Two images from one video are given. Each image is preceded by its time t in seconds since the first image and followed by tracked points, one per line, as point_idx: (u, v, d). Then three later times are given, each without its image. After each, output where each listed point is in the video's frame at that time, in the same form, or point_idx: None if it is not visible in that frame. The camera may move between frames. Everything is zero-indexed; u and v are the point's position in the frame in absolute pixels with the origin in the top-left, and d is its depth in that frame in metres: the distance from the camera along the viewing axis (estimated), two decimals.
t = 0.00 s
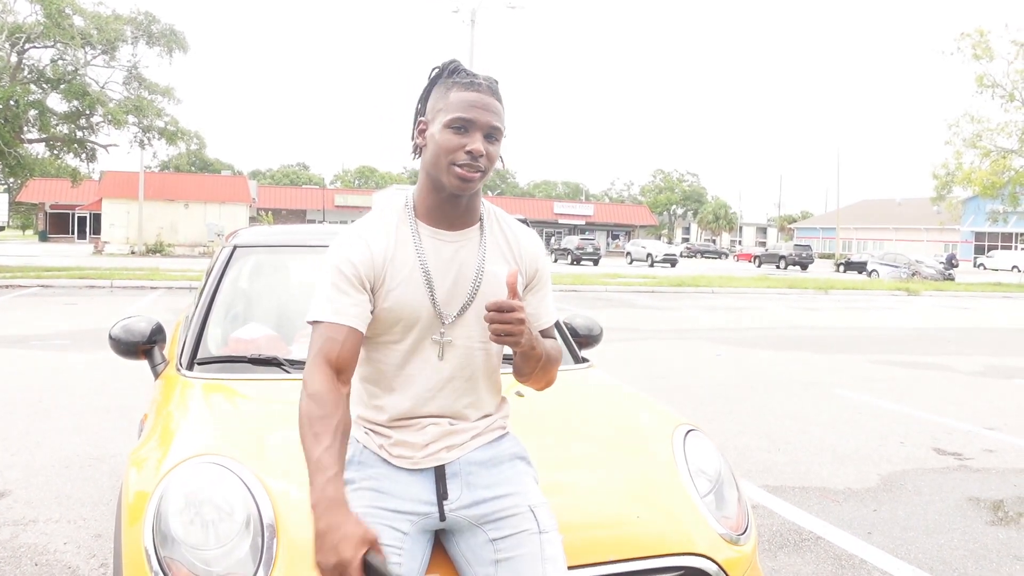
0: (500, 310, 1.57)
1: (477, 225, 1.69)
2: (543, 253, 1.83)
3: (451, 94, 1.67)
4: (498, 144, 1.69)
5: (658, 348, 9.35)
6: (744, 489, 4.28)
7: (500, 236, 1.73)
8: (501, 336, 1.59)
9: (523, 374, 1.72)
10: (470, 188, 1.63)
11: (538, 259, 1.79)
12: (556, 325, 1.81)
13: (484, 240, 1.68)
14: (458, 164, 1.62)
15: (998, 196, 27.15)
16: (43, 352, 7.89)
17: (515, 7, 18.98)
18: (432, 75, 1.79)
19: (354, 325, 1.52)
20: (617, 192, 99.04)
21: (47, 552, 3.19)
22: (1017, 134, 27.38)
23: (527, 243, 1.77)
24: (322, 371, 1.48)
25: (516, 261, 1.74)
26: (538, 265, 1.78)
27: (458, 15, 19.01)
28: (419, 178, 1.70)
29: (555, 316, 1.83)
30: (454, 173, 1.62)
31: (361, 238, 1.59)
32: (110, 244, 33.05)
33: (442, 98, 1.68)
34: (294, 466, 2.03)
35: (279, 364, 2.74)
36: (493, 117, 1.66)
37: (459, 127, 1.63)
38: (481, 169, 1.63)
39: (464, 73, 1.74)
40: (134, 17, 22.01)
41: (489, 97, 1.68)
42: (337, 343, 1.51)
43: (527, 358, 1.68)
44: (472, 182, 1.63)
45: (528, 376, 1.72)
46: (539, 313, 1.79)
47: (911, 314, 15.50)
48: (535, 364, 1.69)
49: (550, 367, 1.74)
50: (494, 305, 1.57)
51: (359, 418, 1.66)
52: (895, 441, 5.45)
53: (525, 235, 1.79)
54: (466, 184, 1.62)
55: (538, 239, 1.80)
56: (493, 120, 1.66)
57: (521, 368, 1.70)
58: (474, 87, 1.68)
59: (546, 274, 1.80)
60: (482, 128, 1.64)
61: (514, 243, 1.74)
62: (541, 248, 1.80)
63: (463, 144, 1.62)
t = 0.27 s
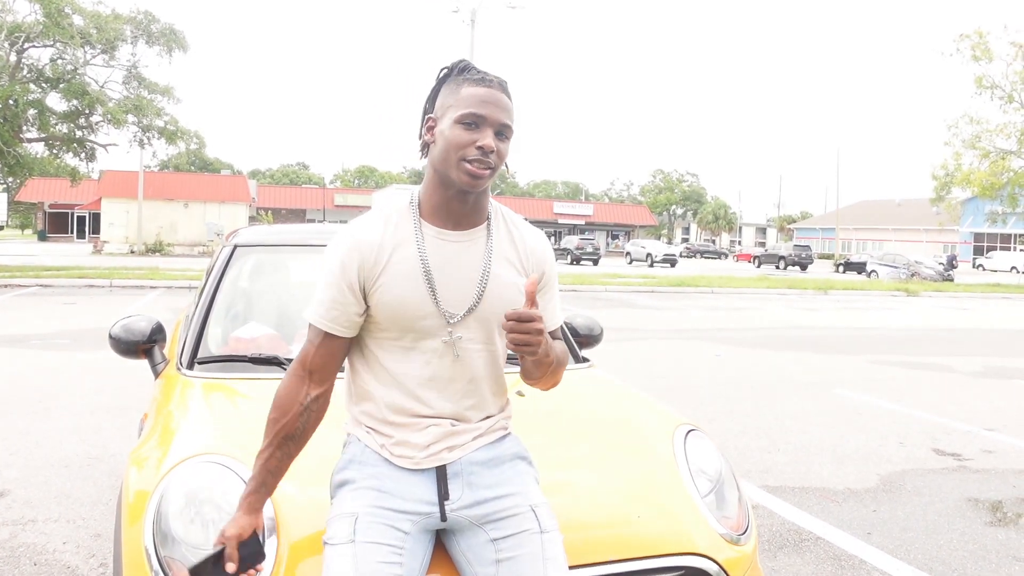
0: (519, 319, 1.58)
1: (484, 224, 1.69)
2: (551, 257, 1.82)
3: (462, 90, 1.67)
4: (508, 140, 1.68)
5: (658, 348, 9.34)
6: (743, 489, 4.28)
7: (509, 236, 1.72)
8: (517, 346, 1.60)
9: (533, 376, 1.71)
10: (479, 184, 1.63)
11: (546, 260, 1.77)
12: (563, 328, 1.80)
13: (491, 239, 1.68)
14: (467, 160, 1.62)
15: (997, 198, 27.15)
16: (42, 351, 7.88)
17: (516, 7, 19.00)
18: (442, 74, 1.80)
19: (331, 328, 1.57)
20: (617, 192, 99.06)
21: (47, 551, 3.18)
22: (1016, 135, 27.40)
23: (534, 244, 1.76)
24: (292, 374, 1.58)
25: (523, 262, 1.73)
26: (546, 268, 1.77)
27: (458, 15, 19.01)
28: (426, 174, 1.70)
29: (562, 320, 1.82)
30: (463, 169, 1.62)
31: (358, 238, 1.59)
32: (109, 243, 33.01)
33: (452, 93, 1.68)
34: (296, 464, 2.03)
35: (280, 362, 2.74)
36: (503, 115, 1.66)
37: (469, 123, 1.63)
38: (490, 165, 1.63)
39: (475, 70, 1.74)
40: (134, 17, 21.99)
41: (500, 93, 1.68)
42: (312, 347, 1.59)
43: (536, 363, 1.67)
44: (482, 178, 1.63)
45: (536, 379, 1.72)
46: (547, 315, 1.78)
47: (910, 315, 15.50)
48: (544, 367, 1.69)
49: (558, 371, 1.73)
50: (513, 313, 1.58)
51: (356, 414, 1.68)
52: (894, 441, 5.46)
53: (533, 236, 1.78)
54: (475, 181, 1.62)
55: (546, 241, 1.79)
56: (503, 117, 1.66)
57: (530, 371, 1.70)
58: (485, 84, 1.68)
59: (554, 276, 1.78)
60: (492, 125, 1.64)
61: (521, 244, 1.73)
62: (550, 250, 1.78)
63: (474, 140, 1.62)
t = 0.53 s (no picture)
0: (496, 302, 1.55)
1: (478, 222, 1.69)
2: (550, 255, 1.81)
3: (455, 86, 1.67)
4: (501, 136, 1.68)
5: (660, 347, 9.33)
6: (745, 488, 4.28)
7: (503, 234, 1.72)
8: (496, 328, 1.56)
9: (527, 374, 1.70)
10: (471, 180, 1.63)
11: (542, 258, 1.77)
12: (563, 325, 1.78)
13: (485, 236, 1.68)
14: (460, 156, 1.61)
15: (1000, 197, 27.09)
16: (45, 349, 7.90)
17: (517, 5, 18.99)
18: (438, 72, 1.79)
19: (320, 322, 1.58)
20: (619, 191, 98.98)
21: (49, 549, 3.19)
22: (1019, 134, 27.33)
23: (530, 242, 1.76)
24: (282, 367, 1.61)
25: (518, 259, 1.72)
26: (542, 265, 1.76)
27: (460, 14, 19.01)
28: (421, 172, 1.71)
29: (562, 317, 1.80)
30: (456, 164, 1.62)
31: (351, 237, 1.59)
32: (112, 241, 33.01)
33: (445, 90, 1.68)
34: (297, 463, 2.02)
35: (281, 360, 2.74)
36: (496, 110, 1.65)
37: (461, 119, 1.63)
38: (483, 161, 1.63)
39: (469, 68, 1.74)
40: (137, 15, 22.00)
41: (493, 89, 1.68)
42: (301, 337, 1.61)
43: (530, 357, 1.66)
44: (475, 174, 1.63)
45: (532, 377, 1.71)
46: (543, 313, 1.76)
47: (913, 314, 15.46)
48: (540, 363, 1.68)
49: (555, 368, 1.72)
50: (490, 295, 1.55)
51: (354, 411, 1.68)
52: (897, 441, 5.45)
53: (529, 235, 1.78)
54: (468, 176, 1.62)
55: (543, 238, 1.78)
56: (496, 112, 1.66)
57: (525, 369, 1.69)
58: (478, 80, 1.68)
59: (551, 273, 1.77)
60: (485, 121, 1.64)
61: (516, 241, 1.73)
62: (546, 247, 1.78)
63: (465, 136, 1.62)
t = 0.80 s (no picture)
0: (487, 264, 1.55)
1: (472, 217, 1.70)
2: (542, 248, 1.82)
3: (452, 86, 1.66)
4: (496, 137, 1.69)
5: (663, 345, 9.33)
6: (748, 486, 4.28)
7: (496, 230, 1.73)
8: (487, 290, 1.56)
9: (523, 362, 1.71)
10: (467, 181, 1.64)
11: (534, 247, 1.78)
12: (556, 312, 1.79)
13: (479, 232, 1.69)
14: (459, 157, 1.62)
15: (1003, 194, 27.02)
16: (49, 347, 7.92)
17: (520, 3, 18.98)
18: (429, 68, 1.79)
19: (350, 319, 1.53)
20: (622, 188, 98.92)
21: (53, 546, 3.20)
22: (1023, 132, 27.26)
23: (524, 237, 1.77)
24: (318, 360, 1.53)
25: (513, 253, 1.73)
26: (534, 253, 1.78)
27: (463, 12, 19.01)
28: (415, 170, 1.70)
29: (554, 304, 1.81)
30: (454, 165, 1.62)
31: (356, 234, 1.59)
32: (115, 239, 32.86)
33: (442, 89, 1.67)
34: (300, 461, 2.03)
35: (283, 359, 2.74)
36: (492, 112, 1.66)
37: (459, 121, 1.63)
38: (480, 162, 1.64)
39: (463, 66, 1.74)
40: (139, 13, 22.02)
41: (488, 90, 1.68)
42: (333, 338, 1.52)
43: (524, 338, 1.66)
44: (471, 174, 1.63)
45: (527, 366, 1.72)
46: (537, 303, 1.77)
47: (916, 312, 15.44)
48: (534, 350, 1.69)
49: (549, 358, 1.73)
50: (482, 257, 1.54)
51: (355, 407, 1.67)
52: (899, 438, 5.45)
53: (522, 229, 1.79)
54: (465, 176, 1.63)
55: (535, 233, 1.80)
56: (492, 114, 1.66)
57: (520, 357, 1.70)
58: (475, 80, 1.68)
59: (542, 263, 1.79)
60: (482, 122, 1.64)
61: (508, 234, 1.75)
62: (539, 240, 1.79)
63: (464, 138, 1.62)
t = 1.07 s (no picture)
0: (496, 267, 1.55)
1: (474, 213, 1.70)
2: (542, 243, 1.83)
3: (445, 84, 1.66)
4: (494, 132, 1.68)
5: (666, 341, 9.33)
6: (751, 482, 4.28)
7: (499, 225, 1.73)
8: (494, 293, 1.55)
9: (525, 359, 1.71)
10: (466, 178, 1.63)
11: (536, 245, 1.79)
12: (558, 310, 1.79)
13: (483, 229, 1.69)
14: (456, 154, 1.61)
15: (1008, 191, 26.94)
16: (54, 342, 7.94)
17: None
18: (425, 68, 1.78)
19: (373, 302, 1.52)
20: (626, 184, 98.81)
21: (58, 541, 3.21)
22: None
23: (525, 234, 1.77)
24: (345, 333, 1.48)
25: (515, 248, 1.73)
26: (535, 251, 1.79)
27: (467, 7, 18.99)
28: (416, 168, 1.70)
29: (556, 301, 1.81)
30: (452, 162, 1.62)
31: (368, 226, 1.60)
32: (120, 235, 33.09)
33: (437, 88, 1.66)
34: (303, 457, 2.03)
35: (286, 355, 2.74)
36: (487, 106, 1.65)
37: (455, 117, 1.63)
38: (478, 158, 1.63)
39: (458, 62, 1.73)
40: (144, 9, 22.03)
41: (483, 85, 1.67)
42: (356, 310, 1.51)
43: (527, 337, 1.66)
44: (470, 170, 1.63)
45: (530, 362, 1.71)
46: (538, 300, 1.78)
47: (921, 309, 15.41)
48: (538, 346, 1.68)
49: (552, 354, 1.72)
50: (490, 260, 1.55)
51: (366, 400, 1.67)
52: (903, 435, 5.44)
53: (524, 226, 1.79)
54: (463, 174, 1.62)
55: (537, 229, 1.80)
56: (488, 109, 1.65)
57: (524, 353, 1.70)
58: (468, 76, 1.67)
59: (544, 259, 1.80)
60: (477, 118, 1.63)
61: (510, 228, 1.75)
62: (540, 237, 1.80)
63: (460, 134, 1.61)
